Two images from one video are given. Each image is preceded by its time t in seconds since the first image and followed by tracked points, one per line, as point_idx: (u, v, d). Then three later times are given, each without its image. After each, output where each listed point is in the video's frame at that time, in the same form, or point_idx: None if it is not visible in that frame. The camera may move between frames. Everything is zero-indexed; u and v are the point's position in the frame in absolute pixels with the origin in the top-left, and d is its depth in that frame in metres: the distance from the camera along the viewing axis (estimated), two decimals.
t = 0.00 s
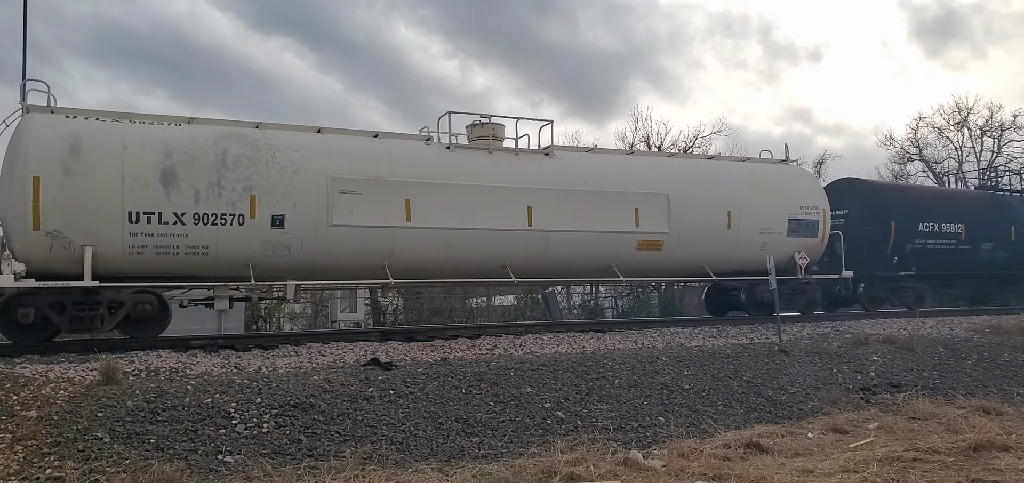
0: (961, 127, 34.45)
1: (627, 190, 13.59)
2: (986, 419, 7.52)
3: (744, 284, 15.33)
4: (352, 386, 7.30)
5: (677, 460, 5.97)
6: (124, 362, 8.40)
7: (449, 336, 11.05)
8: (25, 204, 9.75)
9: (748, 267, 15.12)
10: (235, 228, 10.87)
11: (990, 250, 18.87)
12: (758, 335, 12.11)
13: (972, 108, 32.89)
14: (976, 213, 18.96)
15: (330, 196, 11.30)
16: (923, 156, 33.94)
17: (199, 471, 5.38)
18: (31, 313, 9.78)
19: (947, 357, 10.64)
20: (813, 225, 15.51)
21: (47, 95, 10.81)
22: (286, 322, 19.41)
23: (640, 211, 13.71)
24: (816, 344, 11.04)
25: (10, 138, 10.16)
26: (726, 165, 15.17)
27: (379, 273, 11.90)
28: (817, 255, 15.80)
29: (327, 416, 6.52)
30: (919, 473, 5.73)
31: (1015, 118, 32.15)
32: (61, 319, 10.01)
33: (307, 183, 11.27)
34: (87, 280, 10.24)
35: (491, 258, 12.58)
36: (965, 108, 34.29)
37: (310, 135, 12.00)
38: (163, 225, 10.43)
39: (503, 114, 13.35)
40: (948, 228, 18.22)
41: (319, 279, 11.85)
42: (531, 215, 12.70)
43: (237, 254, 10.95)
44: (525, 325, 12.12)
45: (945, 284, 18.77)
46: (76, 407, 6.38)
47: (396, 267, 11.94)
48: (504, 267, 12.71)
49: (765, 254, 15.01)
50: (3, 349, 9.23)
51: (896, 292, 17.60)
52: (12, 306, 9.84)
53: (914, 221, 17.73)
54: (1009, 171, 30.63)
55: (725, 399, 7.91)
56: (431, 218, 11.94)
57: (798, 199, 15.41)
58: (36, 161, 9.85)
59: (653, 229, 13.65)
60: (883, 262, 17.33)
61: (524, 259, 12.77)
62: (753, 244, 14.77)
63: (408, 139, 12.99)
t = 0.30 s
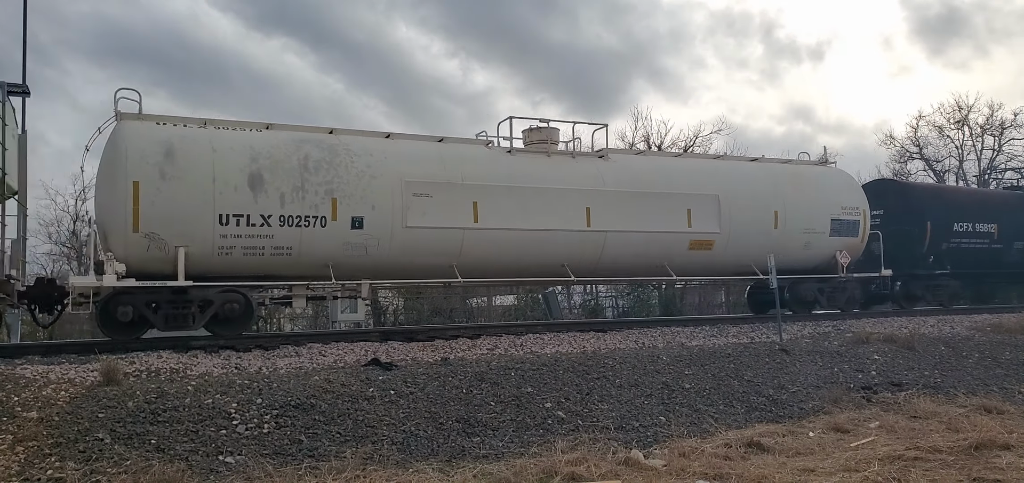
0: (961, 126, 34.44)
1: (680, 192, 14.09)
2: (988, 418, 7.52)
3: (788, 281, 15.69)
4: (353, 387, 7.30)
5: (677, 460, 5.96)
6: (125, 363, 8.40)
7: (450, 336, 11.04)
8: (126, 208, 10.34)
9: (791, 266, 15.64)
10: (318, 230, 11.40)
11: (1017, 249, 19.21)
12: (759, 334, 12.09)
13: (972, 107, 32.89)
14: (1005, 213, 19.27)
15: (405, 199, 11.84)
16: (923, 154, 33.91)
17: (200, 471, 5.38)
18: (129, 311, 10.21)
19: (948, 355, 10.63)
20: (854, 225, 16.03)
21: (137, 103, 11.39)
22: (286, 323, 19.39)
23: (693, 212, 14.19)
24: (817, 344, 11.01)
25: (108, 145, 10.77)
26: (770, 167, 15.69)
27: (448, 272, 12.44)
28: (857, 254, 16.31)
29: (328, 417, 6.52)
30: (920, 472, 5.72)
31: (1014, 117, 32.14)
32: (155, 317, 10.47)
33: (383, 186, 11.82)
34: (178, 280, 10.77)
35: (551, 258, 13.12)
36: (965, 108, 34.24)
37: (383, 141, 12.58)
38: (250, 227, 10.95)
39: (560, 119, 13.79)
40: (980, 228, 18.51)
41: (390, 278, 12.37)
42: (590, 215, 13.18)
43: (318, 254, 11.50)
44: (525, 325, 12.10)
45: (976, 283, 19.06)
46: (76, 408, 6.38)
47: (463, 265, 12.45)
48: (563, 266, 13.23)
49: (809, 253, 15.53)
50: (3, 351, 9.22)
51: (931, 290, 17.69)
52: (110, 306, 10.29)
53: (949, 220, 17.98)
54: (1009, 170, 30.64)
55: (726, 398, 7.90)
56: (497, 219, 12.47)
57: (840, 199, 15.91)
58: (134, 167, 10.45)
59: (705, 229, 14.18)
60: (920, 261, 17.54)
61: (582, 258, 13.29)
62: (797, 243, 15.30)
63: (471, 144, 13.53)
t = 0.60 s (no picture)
0: (960, 127, 34.43)
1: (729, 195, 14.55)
2: (988, 418, 7.52)
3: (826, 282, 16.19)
4: (352, 387, 7.30)
5: (677, 460, 5.97)
6: (125, 363, 8.40)
7: (449, 337, 11.05)
8: (217, 210, 10.76)
9: (831, 267, 16.16)
10: (394, 232, 11.85)
11: None
12: (758, 334, 12.10)
13: (971, 108, 32.90)
14: None
15: (474, 202, 12.30)
16: (922, 155, 33.90)
17: (199, 472, 5.37)
18: (218, 309, 10.67)
19: (948, 356, 10.64)
20: (891, 227, 16.59)
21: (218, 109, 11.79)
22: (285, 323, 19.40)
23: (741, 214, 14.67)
24: (817, 344, 11.01)
25: (195, 149, 11.17)
26: (811, 171, 16.17)
27: (510, 272, 12.88)
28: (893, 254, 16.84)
29: (328, 417, 6.51)
30: (919, 473, 5.73)
31: (1012, 118, 32.15)
32: (242, 313, 10.92)
33: (453, 190, 12.27)
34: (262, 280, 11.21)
35: (608, 259, 13.56)
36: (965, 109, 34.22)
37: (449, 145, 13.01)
38: (332, 229, 11.40)
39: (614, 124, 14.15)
40: (1008, 229, 18.77)
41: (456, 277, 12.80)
42: (645, 218, 13.62)
43: (392, 255, 11.94)
44: (525, 325, 12.12)
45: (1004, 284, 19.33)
46: (76, 409, 6.38)
47: (525, 266, 12.90)
48: (619, 267, 13.67)
49: (849, 254, 16.05)
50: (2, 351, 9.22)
51: (962, 290, 18.00)
52: (201, 303, 10.77)
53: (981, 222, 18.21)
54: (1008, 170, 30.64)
55: (725, 399, 7.91)
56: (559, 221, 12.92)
57: (877, 203, 16.47)
58: (224, 171, 10.86)
59: (753, 231, 14.65)
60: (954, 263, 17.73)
61: (636, 259, 13.74)
62: (839, 245, 15.81)
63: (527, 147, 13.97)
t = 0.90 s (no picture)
0: (959, 126, 34.42)
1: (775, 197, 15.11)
2: (988, 417, 7.52)
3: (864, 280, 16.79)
4: (353, 387, 7.29)
5: (678, 460, 5.95)
6: (125, 364, 8.39)
7: (450, 337, 11.04)
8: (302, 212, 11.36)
9: (871, 266, 16.74)
10: (463, 233, 12.42)
11: None
12: (758, 334, 12.09)
13: (970, 108, 32.90)
14: None
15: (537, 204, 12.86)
16: (922, 154, 33.90)
17: (199, 472, 5.36)
18: (301, 307, 11.24)
19: (948, 355, 10.63)
20: (928, 227, 17.10)
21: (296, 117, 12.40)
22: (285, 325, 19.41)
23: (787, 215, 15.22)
24: (818, 344, 11.01)
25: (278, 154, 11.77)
26: (849, 173, 16.74)
27: (568, 271, 13.47)
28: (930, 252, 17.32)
29: (328, 418, 6.50)
30: (920, 472, 5.71)
31: (1012, 117, 32.14)
32: (324, 312, 11.46)
33: (517, 192, 12.83)
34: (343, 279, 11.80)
35: (661, 259, 14.18)
36: (965, 108, 34.18)
37: (510, 150, 13.58)
38: (408, 230, 11.96)
39: (666, 128, 14.71)
40: None
41: (517, 276, 13.38)
42: (697, 219, 14.20)
43: (461, 255, 12.52)
44: (525, 325, 12.12)
45: None
46: (75, 410, 6.36)
47: (583, 265, 13.48)
48: (671, 267, 14.29)
49: (887, 254, 16.61)
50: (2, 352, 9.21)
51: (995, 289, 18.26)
52: (285, 302, 11.34)
53: (1014, 221, 18.43)
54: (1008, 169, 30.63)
55: (726, 398, 7.90)
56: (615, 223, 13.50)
57: (915, 204, 16.98)
58: (308, 175, 11.45)
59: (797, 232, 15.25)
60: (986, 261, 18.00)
61: (687, 259, 14.30)
62: (879, 244, 16.38)
63: (583, 151, 14.54)
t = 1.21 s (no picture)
0: (960, 126, 34.41)
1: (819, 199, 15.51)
2: (988, 419, 7.51)
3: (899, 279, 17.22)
4: (352, 387, 7.30)
5: (677, 461, 5.96)
6: (124, 363, 8.39)
7: (449, 337, 11.04)
8: (377, 213, 11.71)
9: (906, 266, 17.20)
10: (526, 234, 12.81)
11: None
12: (758, 335, 12.09)
13: (971, 108, 32.92)
14: None
15: (595, 206, 13.21)
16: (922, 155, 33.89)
17: (199, 472, 5.37)
18: (376, 305, 11.64)
19: (947, 356, 10.63)
20: (963, 229, 17.58)
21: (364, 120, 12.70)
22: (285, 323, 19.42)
23: (829, 217, 15.63)
24: (818, 344, 11.02)
25: (353, 158, 12.11)
26: (887, 177, 17.13)
27: (623, 271, 13.86)
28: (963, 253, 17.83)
29: (328, 417, 6.51)
30: (920, 473, 5.72)
31: (1013, 117, 32.12)
32: (397, 309, 11.86)
33: (577, 194, 13.20)
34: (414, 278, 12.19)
35: (707, 259, 14.62)
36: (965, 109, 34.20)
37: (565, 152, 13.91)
38: (476, 232, 12.35)
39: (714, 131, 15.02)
40: None
41: (573, 275, 13.75)
42: (745, 220, 14.59)
43: (523, 256, 12.92)
44: (525, 325, 12.13)
45: None
46: (75, 409, 6.37)
47: (637, 264, 13.87)
48: (719, 267, 14.67)
49: (922, 254, 17.07)
50: (2, 350, 9.22)
51: None
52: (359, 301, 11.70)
53: None
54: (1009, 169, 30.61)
55: (725, 399, 7.90)
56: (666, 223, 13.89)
57: (949, 206, 17.45)
58: (384, 178, 11.80)
59: (839, 233, 15.65)
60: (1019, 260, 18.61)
61: (734, 259, 14.69)
62: (916, 245, 16.82)
63: (632, 154, 14.87)
